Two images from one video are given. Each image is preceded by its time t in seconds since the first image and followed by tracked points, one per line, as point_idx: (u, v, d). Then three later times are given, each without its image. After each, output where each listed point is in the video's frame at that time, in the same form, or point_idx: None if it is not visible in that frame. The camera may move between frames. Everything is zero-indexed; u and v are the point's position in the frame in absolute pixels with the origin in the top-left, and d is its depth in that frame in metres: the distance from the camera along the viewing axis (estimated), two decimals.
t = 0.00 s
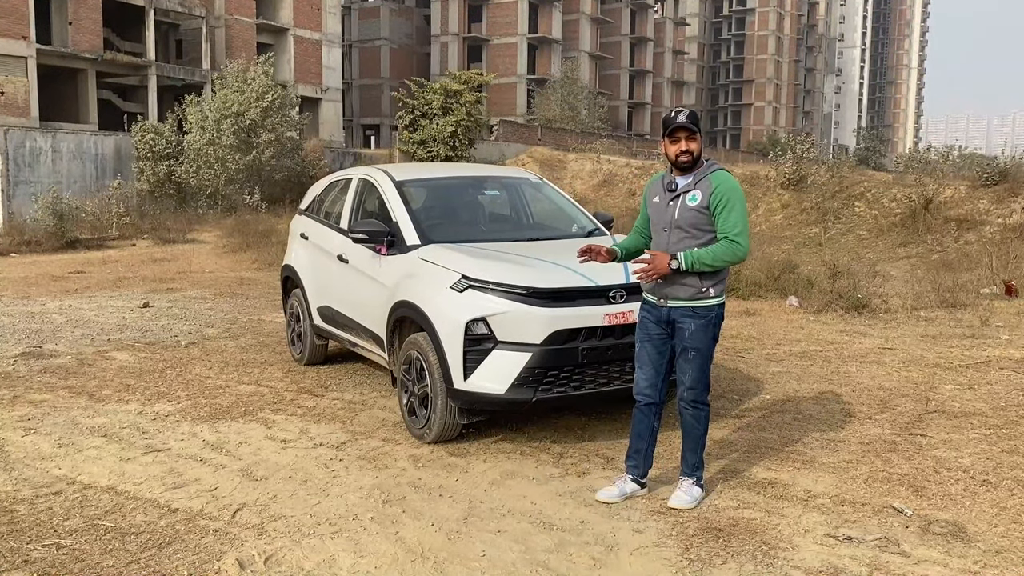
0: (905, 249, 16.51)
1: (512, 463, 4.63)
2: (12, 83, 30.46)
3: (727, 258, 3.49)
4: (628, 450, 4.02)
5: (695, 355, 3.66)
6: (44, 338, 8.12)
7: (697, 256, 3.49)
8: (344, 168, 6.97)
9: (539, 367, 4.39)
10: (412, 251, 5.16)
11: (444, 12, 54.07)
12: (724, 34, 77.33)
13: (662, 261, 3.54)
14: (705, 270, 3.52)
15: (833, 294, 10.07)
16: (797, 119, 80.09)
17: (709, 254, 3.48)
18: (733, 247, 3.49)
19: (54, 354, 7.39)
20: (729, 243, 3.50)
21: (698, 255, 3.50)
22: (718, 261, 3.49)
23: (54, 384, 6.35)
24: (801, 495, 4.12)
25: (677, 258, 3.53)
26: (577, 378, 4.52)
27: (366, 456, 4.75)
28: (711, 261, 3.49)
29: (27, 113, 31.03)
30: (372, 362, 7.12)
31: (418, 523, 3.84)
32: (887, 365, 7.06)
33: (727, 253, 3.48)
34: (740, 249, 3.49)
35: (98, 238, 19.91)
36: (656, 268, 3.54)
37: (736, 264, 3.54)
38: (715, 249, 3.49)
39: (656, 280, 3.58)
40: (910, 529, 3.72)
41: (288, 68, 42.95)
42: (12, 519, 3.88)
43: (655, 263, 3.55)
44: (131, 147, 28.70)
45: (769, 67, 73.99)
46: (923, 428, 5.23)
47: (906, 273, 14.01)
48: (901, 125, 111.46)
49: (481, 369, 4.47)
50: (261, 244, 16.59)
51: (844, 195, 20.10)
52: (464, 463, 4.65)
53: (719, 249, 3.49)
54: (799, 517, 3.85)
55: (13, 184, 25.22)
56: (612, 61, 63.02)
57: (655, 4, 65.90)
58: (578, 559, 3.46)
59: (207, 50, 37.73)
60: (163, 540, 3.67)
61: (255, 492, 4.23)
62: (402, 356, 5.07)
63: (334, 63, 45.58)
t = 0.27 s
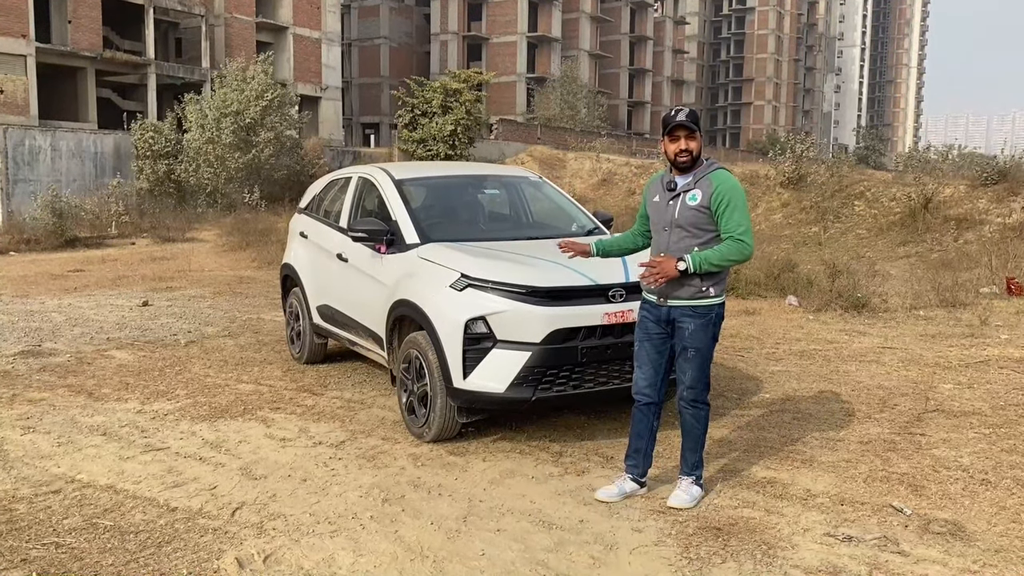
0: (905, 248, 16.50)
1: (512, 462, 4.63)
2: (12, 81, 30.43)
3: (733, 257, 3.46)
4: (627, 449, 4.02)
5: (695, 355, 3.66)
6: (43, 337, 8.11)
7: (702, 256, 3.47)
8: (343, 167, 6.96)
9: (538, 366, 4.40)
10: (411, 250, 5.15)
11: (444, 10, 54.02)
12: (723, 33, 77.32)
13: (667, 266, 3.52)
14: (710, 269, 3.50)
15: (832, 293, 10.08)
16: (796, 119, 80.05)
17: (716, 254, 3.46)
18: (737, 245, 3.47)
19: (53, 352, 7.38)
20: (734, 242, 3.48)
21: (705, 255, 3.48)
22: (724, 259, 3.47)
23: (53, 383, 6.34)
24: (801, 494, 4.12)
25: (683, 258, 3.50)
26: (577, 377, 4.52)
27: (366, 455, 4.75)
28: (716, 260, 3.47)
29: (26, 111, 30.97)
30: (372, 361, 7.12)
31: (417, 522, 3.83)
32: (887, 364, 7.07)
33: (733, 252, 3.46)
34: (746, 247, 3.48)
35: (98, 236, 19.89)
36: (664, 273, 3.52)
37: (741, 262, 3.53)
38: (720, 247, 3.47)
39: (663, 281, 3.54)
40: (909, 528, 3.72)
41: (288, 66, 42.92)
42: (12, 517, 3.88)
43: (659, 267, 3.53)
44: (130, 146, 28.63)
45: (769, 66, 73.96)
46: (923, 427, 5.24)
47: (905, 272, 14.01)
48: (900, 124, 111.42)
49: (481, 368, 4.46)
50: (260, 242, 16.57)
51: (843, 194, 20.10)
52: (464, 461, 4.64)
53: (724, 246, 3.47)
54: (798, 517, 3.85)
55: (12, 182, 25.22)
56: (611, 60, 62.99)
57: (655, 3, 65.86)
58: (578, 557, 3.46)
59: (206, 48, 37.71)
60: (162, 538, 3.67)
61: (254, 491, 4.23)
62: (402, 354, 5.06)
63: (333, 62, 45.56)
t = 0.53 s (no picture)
0: (904, 248, 16.49)
1: (511, 461, 4.63)
2: (10, 80, 30.41)
3: (739, 251, 3.44)
4: (626, 447, 4.01)
5: (694, 354, 3.65)
6: (42, 335, 8.10)
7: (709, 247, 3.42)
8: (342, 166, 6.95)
9: (537, 365, 4.39)
10: (411, 249, 5.15)
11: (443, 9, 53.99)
12: (723, 32, 77.33)
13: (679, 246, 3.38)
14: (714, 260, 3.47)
15: (831, 292, 10.08)
16: (796, 118, 80.04)
17: (727, 244, 3.42)
18: (740, 239, 3.45)
19: (52, 351, 7.38)
20: (738, 237, 3.47)
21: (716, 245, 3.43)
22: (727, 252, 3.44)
23: (52, 381, 6.33)
24: (800, 493, 4.12)
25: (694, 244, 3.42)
26: (576, 376, 4.52)
27: (365, 454, 4.75)
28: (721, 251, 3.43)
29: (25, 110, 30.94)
30: (371, 360, 7.11)
31: (416, 521, 3.83)
32: (886, 363, 7.07)
33: (739, 246, 3.44)
34: (749, 243, 3.47)
35: (96, 235, 19.88)
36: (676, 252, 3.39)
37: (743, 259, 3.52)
38: (728, 240, 3.44)
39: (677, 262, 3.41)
40: (909, 527, 3.72)
41: (287, 65, 42.90)
42: (10, 516, 3.88)
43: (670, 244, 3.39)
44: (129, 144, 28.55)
45: (768, 65, 73.94)
46: (922, 426, 5.23)
47: (905, 272, 14.00)
48: (899, 124, 111.43)
49: (480, 367, 4.46)
50: (259, 241, 16.56)
51: (843, 193, 20.11)
52: (463, 460, 4.64)
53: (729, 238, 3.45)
54: (797, 516, 3.85)
55: (11, 181, 25.25)
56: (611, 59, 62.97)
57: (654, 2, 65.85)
58: (577, 556, 3.46)
59: (205, 47, 37.71)
60: (161, 537, 3.67)
61: (252, 490, 4.22)
62: (401, 353, 5.05)
63: (333, 61, 45.55)
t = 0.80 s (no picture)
0: (903, 247, 16.49)
1: (510, 460, 4.63)
2: (10, 79, 30.40)
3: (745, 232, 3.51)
4: (625, 447, 4.01)
5: (696, 353, 3.65)
6: (41, 335, 8.10)
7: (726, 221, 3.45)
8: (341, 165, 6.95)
9: (537, 364, 4.39)
10: (410, 248, 5.14)
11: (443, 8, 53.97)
12: (722, 32, 77.38)
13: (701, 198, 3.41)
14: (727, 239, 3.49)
15: (831, 292, 10.09)
16: (795, 117, 80.04)
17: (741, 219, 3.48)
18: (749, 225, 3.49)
19: (51, 350, 7.38)
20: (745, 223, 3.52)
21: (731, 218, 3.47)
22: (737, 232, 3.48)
23: (50, 381, 6.33)
24: (800, 493, 4.12)
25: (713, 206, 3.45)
26: (575, 375, 4.52)
27: (364, 454, 4.74)
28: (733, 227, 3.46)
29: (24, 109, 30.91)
30: (370, 360, 7.11)
31: (416, 520, 3.83)
32: (885, 362, 7.07)
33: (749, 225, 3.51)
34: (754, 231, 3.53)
35: (95, 235, 19.87)
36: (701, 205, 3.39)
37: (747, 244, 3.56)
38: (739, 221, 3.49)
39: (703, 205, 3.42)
40: (908, 527, 3.72)
41: (286, 64, 42.89)
42: (8, 516, 3.88)
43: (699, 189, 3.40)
44: (129, 143, 28.38)
45: (768, 65, 73.94)
46: (921, 426, 5.23)
47: (904, 271, 14.01)
48: (899, 123, 111.46)
49: (480, 367, 4.46)
50: (258, 241, 16.56)
51: (842, 193, 20.12)
52: (462, 460, 4.64)
53: (742, 219, 3.49)
54: (796, 515, 3.85)
55: (10, 180, 25.30)
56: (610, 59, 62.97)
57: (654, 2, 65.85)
58: (576, 556, 3.46)
59: (204, 46, 37.70)
60: (160, 537, 3.66)
61: (251, 490, 4.22)
62: (401, 352, 5.04)
63: (332, 60, 45.55)
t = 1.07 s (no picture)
0: (902, 247, 16.51)
1: (509, 460, 4.63)
2: (9, 79, 30.37)
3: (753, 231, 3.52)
4: (624, 446, 4.01)
5: (697, 354, 3.66)
6: (40, 334, 8.09)
7: (735, 216, 3.46)
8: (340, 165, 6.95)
9: (536, 365, 4.39)
10: (410, 248, 5.14)
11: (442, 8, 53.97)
12: (722, 32, 77.39)
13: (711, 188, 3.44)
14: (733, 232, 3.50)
15: (830, 292, 10.10)
16: (794, 117, 80.05)
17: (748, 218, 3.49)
18: (755, 223, 3.51)
19: (50, 350, 7.38)
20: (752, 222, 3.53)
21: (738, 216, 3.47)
22: (744, 227, 3.49)
23: (50, 381, 6.32)
24: (799, 493, 4.12)
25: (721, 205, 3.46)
26: (574, 375, 4.52)
27: (363, 454, 4.75)
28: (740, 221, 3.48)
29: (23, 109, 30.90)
30: (370, 359, 7.11)
31: (415, 520, 3.83)
32: (884, 362, 7.07)
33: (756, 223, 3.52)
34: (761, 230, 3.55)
35: (94, 234, 19.86)
36: (709, 197, 3.41)
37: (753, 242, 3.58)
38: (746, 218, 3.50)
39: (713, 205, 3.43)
40: (907, 526, 3.72)
41: (286, 64, 42.87)
42: (8, 515, 3.88)
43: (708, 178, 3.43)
44: (128, 143, 28.39)
45: (767, 65, 73.95)
46: (921, 426, 5.23)
47: (903, 271, 14.02)
48: (898, 123, 111.47)
49: (479, 367, 4.46)
50: (257, 241, 16.56)
51: (841, 193, 20.12)
52: (462, 460, 4.64)
53: (749, 217, 3.50)
54: (795, 515, 3.85)
55: (9, 180, 25.31)
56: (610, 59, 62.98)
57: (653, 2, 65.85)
58: (575, 556, 3.46)
59: (203, 46, 37.68)
60: (159, 537, 3.66)
61: (251, 490, 4.22)
62: (401, 352, 5.04)
63: (332, 60, 45.56)
